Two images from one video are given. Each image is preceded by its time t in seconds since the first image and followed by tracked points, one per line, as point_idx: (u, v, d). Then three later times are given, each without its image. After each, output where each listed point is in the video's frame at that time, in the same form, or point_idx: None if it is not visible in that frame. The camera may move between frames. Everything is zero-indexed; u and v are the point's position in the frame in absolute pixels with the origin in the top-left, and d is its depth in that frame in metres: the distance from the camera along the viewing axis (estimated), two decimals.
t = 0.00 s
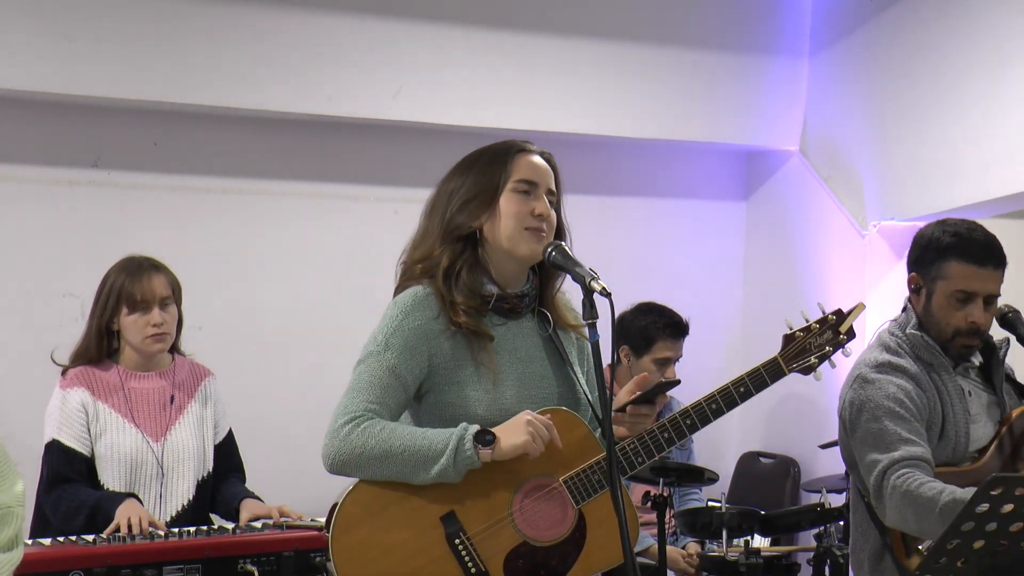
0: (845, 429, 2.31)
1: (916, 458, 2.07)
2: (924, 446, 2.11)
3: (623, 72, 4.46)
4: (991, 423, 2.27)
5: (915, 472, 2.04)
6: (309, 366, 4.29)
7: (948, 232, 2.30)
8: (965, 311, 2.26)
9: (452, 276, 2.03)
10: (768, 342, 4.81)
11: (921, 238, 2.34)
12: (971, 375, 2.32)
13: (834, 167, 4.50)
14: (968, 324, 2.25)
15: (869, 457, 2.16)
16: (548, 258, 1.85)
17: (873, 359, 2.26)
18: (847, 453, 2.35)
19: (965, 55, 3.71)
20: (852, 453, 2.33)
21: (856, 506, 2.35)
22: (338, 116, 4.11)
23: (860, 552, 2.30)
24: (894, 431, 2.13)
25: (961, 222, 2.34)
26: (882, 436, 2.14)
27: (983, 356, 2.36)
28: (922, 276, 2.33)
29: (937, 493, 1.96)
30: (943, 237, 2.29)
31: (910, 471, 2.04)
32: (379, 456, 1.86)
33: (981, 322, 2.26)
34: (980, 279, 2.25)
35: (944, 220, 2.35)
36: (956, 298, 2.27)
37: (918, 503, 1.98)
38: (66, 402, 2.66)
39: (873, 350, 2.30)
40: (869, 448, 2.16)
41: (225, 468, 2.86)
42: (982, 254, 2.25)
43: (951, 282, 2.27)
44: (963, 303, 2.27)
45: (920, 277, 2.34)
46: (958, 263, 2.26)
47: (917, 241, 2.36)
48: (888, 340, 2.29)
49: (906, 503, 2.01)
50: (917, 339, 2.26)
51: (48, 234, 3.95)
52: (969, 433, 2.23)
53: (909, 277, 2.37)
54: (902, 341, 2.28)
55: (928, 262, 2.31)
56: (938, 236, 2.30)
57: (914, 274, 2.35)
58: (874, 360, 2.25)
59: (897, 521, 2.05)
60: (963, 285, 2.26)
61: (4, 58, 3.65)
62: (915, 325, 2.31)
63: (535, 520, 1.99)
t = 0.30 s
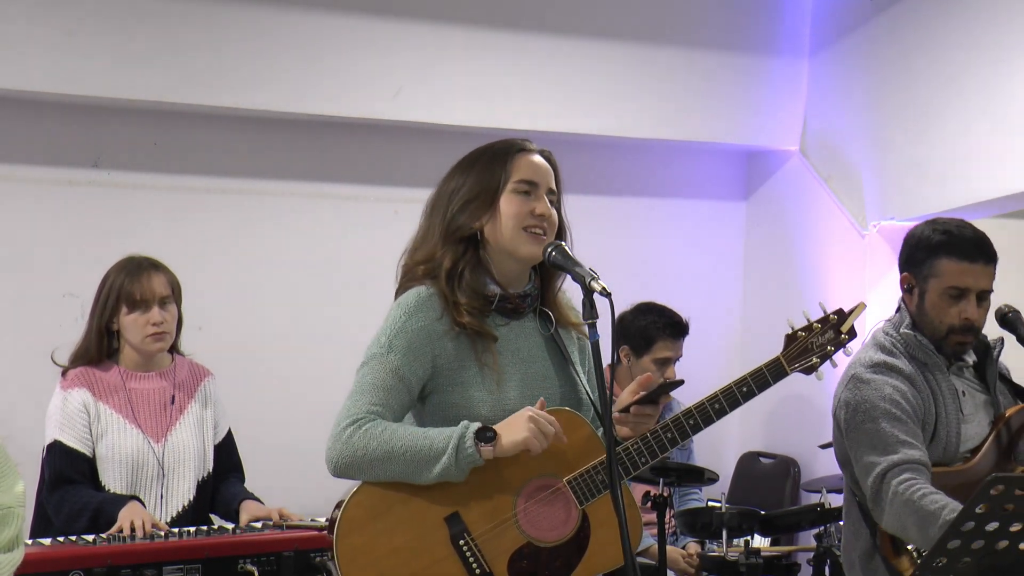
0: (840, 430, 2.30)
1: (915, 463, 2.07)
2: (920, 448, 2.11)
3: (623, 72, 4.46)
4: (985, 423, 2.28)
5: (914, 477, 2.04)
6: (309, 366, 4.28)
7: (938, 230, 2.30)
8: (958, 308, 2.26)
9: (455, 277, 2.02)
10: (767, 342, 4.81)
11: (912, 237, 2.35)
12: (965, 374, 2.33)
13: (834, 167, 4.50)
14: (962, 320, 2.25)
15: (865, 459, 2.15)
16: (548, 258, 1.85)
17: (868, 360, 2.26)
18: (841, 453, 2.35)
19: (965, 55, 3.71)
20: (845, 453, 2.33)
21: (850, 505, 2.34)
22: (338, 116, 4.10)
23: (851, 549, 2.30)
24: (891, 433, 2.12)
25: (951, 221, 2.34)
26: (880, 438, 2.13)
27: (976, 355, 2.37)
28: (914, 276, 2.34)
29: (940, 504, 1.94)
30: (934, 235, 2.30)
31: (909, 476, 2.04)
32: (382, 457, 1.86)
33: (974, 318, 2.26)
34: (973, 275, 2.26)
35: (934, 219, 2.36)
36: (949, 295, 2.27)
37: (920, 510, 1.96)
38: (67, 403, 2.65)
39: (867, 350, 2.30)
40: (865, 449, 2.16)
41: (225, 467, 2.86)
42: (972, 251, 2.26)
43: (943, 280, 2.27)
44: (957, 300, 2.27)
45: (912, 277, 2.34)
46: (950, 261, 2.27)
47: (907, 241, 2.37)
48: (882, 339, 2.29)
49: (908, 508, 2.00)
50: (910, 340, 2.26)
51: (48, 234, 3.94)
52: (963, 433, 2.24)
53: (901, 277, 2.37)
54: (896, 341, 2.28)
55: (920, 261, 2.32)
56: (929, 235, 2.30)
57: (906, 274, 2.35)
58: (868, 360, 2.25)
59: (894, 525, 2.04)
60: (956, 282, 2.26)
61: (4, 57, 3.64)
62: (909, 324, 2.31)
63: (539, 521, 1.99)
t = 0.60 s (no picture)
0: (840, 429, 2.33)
1: (878, 467, 2.14)
2: (887, 454, 2.17)
3: (623, 72, 4.46)
4: (985, 422, 2.29)
5: (878, 478, 2.12)
6: (309, 366, 4.28)
7: (933, 229, 2.34)
8: (957, 305, 2.29)
9: (456, 280, 2.02)
10: (767, 343, 4.81)
11: (908, 238, 2.38)
12: (964, 372, 2.34)
13: (834, 167, 4.51)
14: (961, 317, 2.27)
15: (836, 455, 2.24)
16: (548, 258, 1.85)
17: (861, 361, 2.28)
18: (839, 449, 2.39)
19: (965, 55, 3.71)
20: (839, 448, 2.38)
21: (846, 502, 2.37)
22: (338, 116, 4.10)
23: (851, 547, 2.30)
24: (862, 435, 2.18)
25: (945, 220, 2.37)
26: (851, 438, 2.19)
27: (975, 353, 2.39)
28: (911, 275, 2.36)
29: (903, 494, 2.08)
30: (930, 234, 2.33)
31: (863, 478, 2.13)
32: (385, 459, 1.86)
33: (973, 315, 2.28)
34: (969, 272, 2.29)
35: (929, 219, 2.39)
36: (947, 293, 2.29)
37: (887, 506, 2.08)
38: (66, 405, 2.66)
39: (867, 350, 2.32)
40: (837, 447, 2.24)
41: (226, 467, 2.86)
42: (967, 249, 2.29)
43: (940, 278, 2.30)
44: (955, 298, 2.29)
45: (909, 276, 2.36)
46: (947, 259, 2.30)
47: (903, 242, 2.40)
48: (881, 340, 2.31)
49: (874, 507, 2.09)
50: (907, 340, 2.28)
51: (48, 234, 3.94)
52: (965, 431, 2.26)
53: (898, 278, 2.39)
54: (894, 341, 2.30)
55: (916, 260, 2.35)
56: (924, 234, 2.33)
57: (903, 274, 2.38)
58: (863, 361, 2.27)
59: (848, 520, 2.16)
60: (953, 280, 2.29)
61: (4, 57, 3.64)
62: (908, 324, 2.33)
63: (541, 523, 1.99)
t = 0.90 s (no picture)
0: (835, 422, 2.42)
1: (843, 449, 2.25)
2: (856, 440, 2.26)
3: (623, 72, 4.46)
4: (984, 417, 2.33)
5: (842, 456, 2.23)
6: (309, 365, 4.29)
7: (915, 225, 2.42)
8: (943, 295, 2.35)
9: (458, 280, 2.03)
10: (767, 342, 4.81)
11: (894, 236, 2.46)
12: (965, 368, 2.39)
13: (834, 167, 4.51)
14: (948, 306, 2.33)
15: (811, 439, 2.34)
16: (549, 258, 1.85)
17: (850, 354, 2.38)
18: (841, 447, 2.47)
19: (965, 56, 3.71)
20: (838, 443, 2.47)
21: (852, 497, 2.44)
22: (338, 116, 4.10)
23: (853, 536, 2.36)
24: (833, 418, 2.28)
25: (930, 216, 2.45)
26: (824, 421, 2.29)
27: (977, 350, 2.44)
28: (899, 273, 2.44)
29: (864, 469, 2.19)
30: (914, 231, 2.40)
31: (824, 454, 2.24)
32: (383, 458, 1.86)
33: (960, 304, 2.34)
34: (953, 261, 2.35)
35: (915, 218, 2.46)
36: (933, 284, 2.35)
37: (849, 483, 2.19)
38: (68, 405, 2.66)
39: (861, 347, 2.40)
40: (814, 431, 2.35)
41: (227, 467, 2.86)
42: (949, 239, 2.35)
43: (923, 271, 2.36)
44: (941, 288, 2.35)
45: (897, 274, 2.44)
46: (928, 251, 2.37)
47: (892, 241, 2.49)
48: (875, 336, 2.39)
49: (836, 485, 2.20)
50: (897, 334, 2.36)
51: (49, 235, 3.95)
52: (958, 423, 2.31)
53: (889, 276, 2.47)
54: (887, 337, 2.37)
55: (902, 257, 2.42)
56: (907, 230, 2.41)
57: (893, 272, 2.46)
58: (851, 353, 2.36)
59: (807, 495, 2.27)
60: (936, 271, 2.35)
61: (4, 57, 3.64)
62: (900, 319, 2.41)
63: (540, 523, 1.99)
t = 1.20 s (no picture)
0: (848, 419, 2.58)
1: (839, 443, 2.41)
2: (851, 432, 2.42)
3: (623, 72, 4.46)
4: (987, 416, 2.45)
5: (837, 452, 2.39)
6: (309, 365, 4.29)
7: (915, 226, 2.58)
8: (943, 288, 2.49)
9: (458, 277, 2.03)
10: (767, 342, 4.81)
11: (901, 240, 2.63)
12: (976, 368, 2.51)
13: (834, 167, 4.51)
14: (949, 298, 2.48)
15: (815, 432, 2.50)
16: (549, 258, 1.86)
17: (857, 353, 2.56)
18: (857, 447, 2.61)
19: (965, 55, 3.70)
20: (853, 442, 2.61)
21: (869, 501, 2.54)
22: (338, 116, 4.10)
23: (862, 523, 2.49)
24: (831, 410, 2.45)
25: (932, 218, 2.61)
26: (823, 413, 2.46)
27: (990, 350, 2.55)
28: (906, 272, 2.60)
29: (857, 467, 2.34)
30: (915, 232, 2.56)
31: (819, 450, 2.40)
32: (385, 457, 1.85)
33: (961, 295, 2.48)
34: (950, 255, 2.49)
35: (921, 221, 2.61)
36: (933, 279, 2.51)
37: (842, 479, 2.35)
38: (72, 403, 2.65)
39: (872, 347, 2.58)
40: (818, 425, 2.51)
41: (226, 468, 2.86)
42: (945, 235, 2.50)
43: (923, 267, 2.52)
44: (941, 282, 2.50)
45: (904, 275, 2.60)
46: (926, 248, 2.52)
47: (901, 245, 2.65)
48: (884, 337, 2.56)
49: (830, 479, 2.37)
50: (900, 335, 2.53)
51: (49, 235, 3.95)
52: (960, 419, 2.44)
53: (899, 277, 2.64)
54: (896, 336, 2.55)
55: (906, 257, 2.59)
56: (909, 232, 2.58)
57: (901, 273, 2.62)
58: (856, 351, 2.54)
59: (806, 489, 2.43)
60: (934, 265, 2.50)
61: (4, 57, 3.64)
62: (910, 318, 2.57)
63: (540, 519, 1.99)
